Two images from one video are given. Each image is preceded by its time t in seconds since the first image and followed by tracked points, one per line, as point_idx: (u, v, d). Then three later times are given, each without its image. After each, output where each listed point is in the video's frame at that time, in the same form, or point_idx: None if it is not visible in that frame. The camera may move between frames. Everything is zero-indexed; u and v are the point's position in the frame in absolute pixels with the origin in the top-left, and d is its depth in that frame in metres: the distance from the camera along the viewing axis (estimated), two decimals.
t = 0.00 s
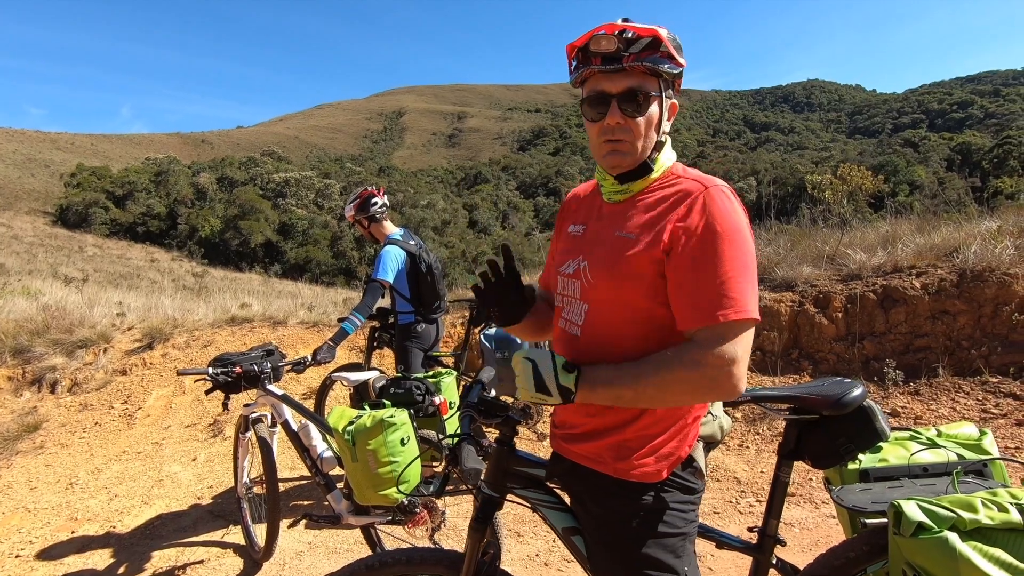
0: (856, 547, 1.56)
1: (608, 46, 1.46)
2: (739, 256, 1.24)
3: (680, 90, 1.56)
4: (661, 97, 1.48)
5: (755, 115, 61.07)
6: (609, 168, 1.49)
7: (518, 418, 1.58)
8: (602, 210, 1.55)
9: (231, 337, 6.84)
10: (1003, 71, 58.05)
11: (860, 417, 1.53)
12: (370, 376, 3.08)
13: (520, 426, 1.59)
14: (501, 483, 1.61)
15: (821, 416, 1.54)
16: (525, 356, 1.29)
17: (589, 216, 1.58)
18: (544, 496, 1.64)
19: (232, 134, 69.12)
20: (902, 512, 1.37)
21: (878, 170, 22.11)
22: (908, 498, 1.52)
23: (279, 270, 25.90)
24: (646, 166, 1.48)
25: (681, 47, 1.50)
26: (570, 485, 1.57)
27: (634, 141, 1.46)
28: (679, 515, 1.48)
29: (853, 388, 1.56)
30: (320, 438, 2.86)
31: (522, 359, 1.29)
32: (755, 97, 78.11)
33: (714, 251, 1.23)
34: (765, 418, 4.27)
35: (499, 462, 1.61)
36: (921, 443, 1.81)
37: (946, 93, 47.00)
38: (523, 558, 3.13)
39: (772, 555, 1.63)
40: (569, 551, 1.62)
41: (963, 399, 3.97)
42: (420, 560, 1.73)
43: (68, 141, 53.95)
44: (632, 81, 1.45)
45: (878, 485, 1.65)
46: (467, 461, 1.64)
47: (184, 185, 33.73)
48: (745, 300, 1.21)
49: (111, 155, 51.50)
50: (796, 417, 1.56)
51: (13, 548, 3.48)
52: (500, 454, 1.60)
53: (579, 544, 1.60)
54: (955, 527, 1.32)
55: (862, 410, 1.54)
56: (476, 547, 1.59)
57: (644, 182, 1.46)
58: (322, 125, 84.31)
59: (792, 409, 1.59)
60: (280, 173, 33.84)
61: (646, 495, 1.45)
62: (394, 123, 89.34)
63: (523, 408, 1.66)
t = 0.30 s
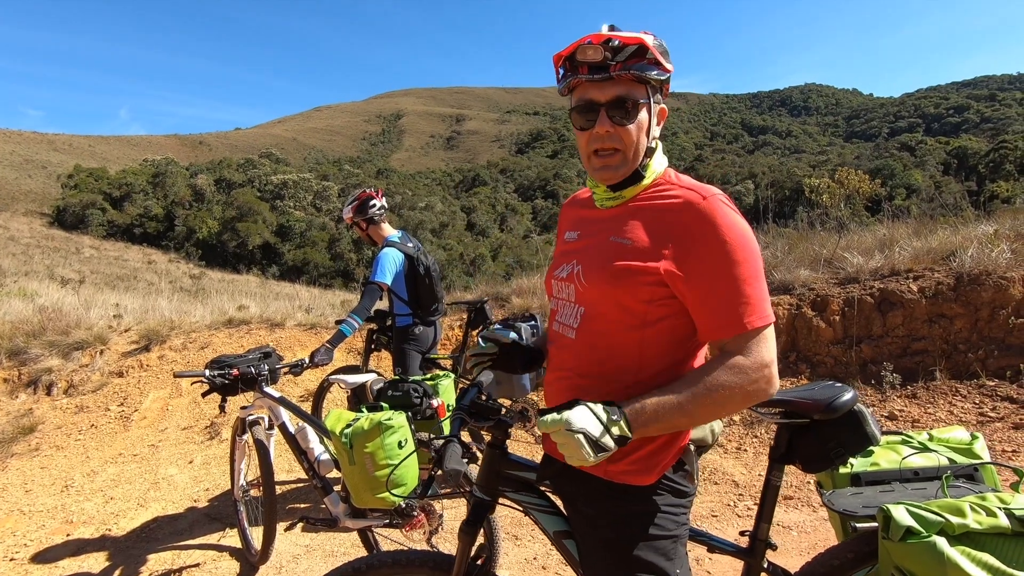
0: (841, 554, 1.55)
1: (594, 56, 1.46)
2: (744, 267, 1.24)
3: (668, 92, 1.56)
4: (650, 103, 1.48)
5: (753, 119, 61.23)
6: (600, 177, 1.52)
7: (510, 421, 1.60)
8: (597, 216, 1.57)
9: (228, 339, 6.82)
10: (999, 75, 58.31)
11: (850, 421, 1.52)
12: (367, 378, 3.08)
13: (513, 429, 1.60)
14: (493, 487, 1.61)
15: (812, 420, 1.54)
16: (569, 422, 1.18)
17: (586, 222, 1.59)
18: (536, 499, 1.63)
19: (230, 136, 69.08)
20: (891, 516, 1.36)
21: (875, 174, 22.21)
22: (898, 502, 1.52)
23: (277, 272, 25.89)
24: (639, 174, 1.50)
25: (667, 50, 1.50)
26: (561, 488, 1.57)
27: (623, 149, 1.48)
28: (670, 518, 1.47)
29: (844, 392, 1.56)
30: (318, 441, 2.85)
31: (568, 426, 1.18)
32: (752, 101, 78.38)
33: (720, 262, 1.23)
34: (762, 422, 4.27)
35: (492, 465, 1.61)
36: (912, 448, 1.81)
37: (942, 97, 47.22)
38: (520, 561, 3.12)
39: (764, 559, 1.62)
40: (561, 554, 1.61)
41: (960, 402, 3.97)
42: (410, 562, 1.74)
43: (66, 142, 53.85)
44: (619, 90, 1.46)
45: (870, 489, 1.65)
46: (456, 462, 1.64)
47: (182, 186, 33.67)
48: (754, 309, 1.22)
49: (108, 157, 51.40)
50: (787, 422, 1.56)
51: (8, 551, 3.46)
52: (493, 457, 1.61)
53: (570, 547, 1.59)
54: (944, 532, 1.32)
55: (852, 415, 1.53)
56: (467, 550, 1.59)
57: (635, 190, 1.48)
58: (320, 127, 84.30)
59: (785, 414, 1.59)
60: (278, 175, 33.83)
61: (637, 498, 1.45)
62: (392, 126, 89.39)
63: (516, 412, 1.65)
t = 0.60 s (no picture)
0: (836, 558, 1.56)
1: (577, 67, 1.49)
2: (733, 273, 1.24)
3: (668, 100, 1.51)
4: (636, 114, 1.47)
5: (751, 123, 61.45)
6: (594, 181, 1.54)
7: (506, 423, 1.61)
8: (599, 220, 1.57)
9: (226, 338, 6.81)
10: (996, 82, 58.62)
11: (846, 425, 1.53)
12: (366, 379, 3.06)
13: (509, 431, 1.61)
14: (490, 488, 1.60)
15: (808, 424, 1.54)
16: (537, 381, 1.10)
17: (587, 226, 1.60)
18: (533, 502, 1.63)
19: (229, 135, 69.01)
20: (885, 519, 1.36)
21: (873, 179, 22.29)
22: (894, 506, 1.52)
23: (275, 272, 25.86)
24: (627, 180, 1.50)
25: (660, 57, 1.45)
26: (558, 491, 1.57)
27: (609, 157, 1.50)
28: (667, 520, 1.47)
29: (840, 396, 1.56)
30: (315, 441, 2.84)
31: (536, 387, 1.10)
32: (751, 105, 78.69)
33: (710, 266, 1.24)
34: (759, 425, 4.28)
35: (489, 467, 1.60)
36: (908, 452, 1.81)
37: (940, 103, 47.51)
38: (517, 563, 3.11)
39: (761, 562, 1.62)
40: (558, 558, 1.60)
41: (957, 407, 3.99)
42: (405, 563, 1.73)
43: (64, 140, 53.78)
44: (602, 102, 1.48)
45: (865, 493, 1.65)
46: (450, 461, 1.63)
47: (180, 186, 33.62)
48: (737, 314, 1.21)
49: (106, 155, 51.27)
50: (784, 425, 1.56)
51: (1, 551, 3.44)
52: (490, 459, 1.61)
53: (567, 550, 1.58)
54: (938, 535, 1.32)
55: (847, 419, 1.54)
56: (464, 552, 1.58)
57: (622, 198, 1.50)
58: (319, 127, 84.30)
59: (780, 417, 1.59)
60: (276, 175, 33.81)
61: (635, 501, 1.44)
62: (391, 126, 89.43)
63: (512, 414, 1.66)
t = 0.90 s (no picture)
0: (834, 561, 1.55)
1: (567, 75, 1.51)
2: (724, 270, 1.24)
3: (662, 110, 1.47)
4: (621, 124, 1.46)
5: (750, 127, 61.60)
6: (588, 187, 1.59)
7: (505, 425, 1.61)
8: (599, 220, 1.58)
9: (223, 337, 6.80)
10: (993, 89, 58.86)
11: (842, 429, 1.53)
12: (364, 379, 3.05)
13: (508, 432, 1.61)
14: (488, 489, 1.61)
15: (805, 428, 1.55)
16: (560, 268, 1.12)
17: (587, 227, 1.61)
18: (530, 503, 1.62)
19: (228, 134, 68.90)
20: (881, 523, 1.37)
21: (871, 184, 22.34)
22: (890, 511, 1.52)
23: (272, 272, 25.82)
24: (615, 187, 1.53)
25: (650, 66, 1.42)
26: (556, 493, 1.56)
27: (595, 165, 1.53)
28: (665, 523, 1.47)
29: (837, 400, 1.57)
30: (313, 441, 2.84)
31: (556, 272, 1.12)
32: (750, 109, 78.90)
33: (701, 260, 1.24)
34: (757, 429, 4.28)
35: (487, 468, 1.61)
36: (903, 457, 1.81)
37: (937, 109, 47.70)
38: (514, 565, 3.11)
39: (756, 565, 1.63)
40: (555, 560, 1.59)
41: (954, 412, 4.00)
42: (402, 564, 1.73)
43: (62, 137, 53.66)
44: (587, 111, 1.49)
45: (861, 498, 1.66)
46: (448, 462, 1.63)
47: (178, 184, 33.55)
48: (725, 309, 1.21)
49: (104, 153, 51.15)
50: (780, 429, 1.56)
51: None
52: (488, 460, 1.61)
53: (564, 553, 1.58)
54: (933, 540, 1.33)
55: (845, 423, 1.54)
56: (461, 553, 1.58)
57: (611, 203, 1.52)
58: (318, 127, 84.25)
59: (778, 421, 1.59)
60: (275, 174, 33.76)
61: (631, 503, 1.45)
62: (391, 127, 89.43)
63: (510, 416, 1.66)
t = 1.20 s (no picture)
0: (836, 563, 1.55)
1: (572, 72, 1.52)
2: (719, 273, 1.24)
3: (666, 110, 1.49)
4: (626, 122, 1.47)
5: (749, 130, 61.76)
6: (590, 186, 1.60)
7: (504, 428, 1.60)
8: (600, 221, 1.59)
9: (221, 338, 6.79)
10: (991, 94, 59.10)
11: (843, 432, 1.54)
12: (363, 380, 3.06)
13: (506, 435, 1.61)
14: (487, 491, 1.60)
15: (805, 431, 1.55)
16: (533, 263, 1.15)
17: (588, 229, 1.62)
18: (530, 506, 1.62)
19: (227, 134, 68.85)
20: (881, 528, 1.36)
21: (869, 187, 22.40)
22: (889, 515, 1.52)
23: (270, 272, 25.79)
24: (618, 187, 1.54)
25: (656, 64, 1.43)
26: (555, 495, 1.56)
27: (599, 162, 1.54)
28: (664, 526, 1.46)
29: (838, 404, 1.57)
30: (311, 442, 2.83)
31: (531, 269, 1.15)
32: (749, 113, 79.16)
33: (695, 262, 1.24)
34: (755, 432, 4.29)
35: (486, 470, 1.60)
36: (903, 460, 1.82)
37: (936, 114, 47.87)
38: (513, 567, 3.11)
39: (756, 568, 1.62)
40: (554, 562, 1.59)
41: (952, 416, 4.01)
42: (401, 566, 1.73)
43: (61, 136, 53.64)
44: (593, 107, 1.50)
45: (861, 501, 1.66)
46: (447, 465, 1.63)
47: (177, 184, 33.52)
48: (715, 314, 1.21)
49: (103, 152, 51.10)
50: (780, 432, 1.56)
51: None
52: (488, 462, 1.60)
53: (563, 555, 1.57)
54: (933, 544, 1.33)
55: (846, 427, 1.55)
56: (460, 555, 1.58)
57: (615, 202, 1.53)
58: (318, 128, 84.27)
59: (778, 423, 1.59)
60: (274, 174, 33.76)
61: (631, 506, 1.45)
62: (390, 128, 89.53)
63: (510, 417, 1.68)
